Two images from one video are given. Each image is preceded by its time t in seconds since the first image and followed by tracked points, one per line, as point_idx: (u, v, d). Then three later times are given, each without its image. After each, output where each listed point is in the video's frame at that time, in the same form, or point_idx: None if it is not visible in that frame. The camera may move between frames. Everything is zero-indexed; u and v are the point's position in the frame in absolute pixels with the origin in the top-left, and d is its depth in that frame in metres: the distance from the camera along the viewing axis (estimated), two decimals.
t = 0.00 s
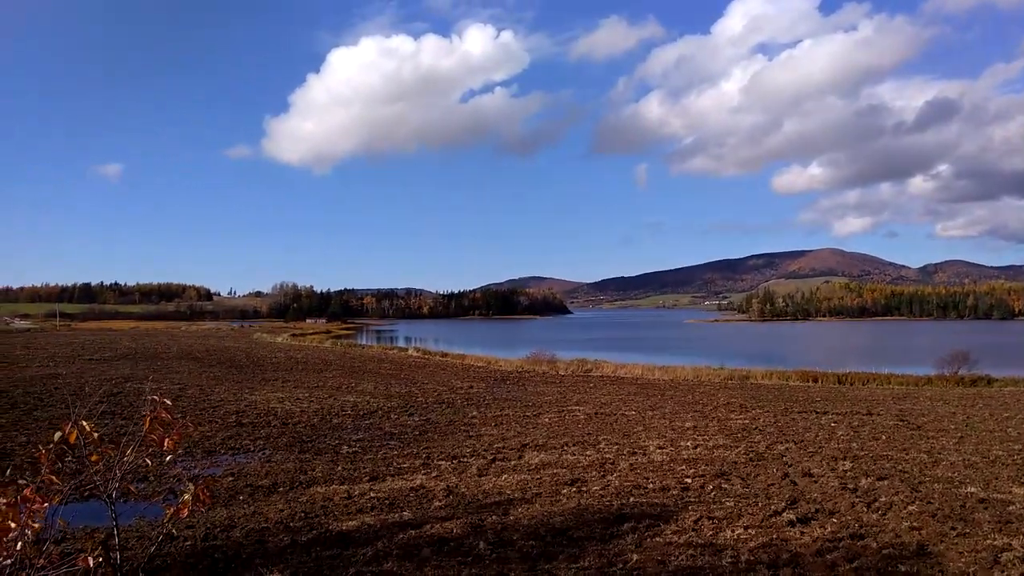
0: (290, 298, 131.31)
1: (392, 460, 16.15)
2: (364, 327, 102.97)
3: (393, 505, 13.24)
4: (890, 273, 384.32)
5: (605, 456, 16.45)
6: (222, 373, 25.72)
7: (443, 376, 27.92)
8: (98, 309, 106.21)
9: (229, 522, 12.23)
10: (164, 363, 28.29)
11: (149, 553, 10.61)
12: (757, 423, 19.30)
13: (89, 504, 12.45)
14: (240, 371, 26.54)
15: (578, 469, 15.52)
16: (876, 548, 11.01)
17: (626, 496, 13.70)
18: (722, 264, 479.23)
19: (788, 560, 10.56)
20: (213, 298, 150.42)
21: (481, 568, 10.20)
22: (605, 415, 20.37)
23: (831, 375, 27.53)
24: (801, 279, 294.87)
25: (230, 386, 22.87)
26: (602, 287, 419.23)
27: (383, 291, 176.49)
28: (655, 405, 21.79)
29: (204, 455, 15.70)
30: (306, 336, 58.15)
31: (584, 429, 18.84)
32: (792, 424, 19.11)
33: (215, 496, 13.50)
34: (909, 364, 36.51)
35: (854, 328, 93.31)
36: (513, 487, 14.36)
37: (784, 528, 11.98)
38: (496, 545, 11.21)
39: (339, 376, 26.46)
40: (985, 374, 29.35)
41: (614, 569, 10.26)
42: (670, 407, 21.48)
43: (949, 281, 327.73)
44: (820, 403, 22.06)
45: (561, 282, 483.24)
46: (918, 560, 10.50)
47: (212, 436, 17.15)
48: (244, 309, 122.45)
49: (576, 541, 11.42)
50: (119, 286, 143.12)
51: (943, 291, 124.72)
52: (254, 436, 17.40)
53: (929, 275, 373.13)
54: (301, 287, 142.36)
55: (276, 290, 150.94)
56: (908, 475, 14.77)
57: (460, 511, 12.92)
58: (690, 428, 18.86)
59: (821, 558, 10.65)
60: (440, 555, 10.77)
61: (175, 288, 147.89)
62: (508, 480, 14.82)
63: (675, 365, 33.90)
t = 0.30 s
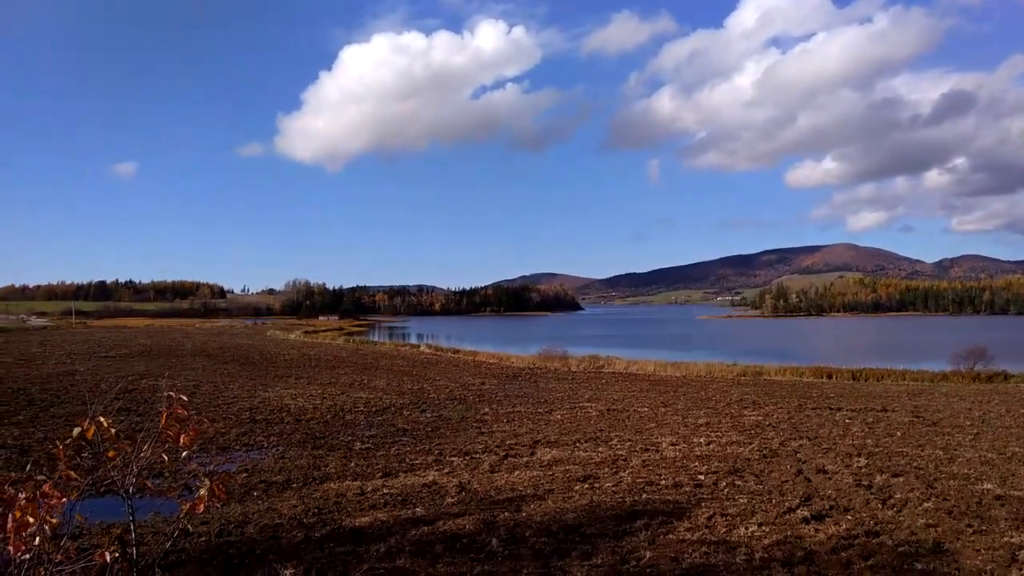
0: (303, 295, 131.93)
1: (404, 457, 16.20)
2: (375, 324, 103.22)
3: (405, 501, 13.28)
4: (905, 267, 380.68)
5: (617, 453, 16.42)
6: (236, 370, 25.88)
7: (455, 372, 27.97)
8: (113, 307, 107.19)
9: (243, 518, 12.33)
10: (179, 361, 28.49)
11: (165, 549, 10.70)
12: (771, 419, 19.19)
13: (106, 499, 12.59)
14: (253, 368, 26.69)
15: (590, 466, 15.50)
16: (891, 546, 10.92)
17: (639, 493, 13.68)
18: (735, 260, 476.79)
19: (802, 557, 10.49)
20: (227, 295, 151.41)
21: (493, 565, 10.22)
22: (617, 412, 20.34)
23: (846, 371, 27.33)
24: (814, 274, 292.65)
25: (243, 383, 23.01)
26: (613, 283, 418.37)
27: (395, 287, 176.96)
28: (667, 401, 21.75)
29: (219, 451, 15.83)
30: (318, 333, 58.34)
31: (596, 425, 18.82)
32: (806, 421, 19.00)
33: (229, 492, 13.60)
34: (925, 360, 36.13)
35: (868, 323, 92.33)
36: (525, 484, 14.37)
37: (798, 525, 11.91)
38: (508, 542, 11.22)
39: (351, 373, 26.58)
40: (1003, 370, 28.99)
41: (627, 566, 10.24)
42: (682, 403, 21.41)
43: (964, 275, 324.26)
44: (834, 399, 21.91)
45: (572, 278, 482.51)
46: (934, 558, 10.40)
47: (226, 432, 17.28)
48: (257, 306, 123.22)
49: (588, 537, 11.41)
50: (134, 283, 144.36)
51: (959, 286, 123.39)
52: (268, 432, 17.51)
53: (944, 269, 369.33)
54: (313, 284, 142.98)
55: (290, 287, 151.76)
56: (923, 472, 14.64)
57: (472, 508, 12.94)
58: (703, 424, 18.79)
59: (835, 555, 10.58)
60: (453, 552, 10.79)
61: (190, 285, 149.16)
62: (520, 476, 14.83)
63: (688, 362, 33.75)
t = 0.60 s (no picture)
0: (315, 296, 132.41)
1: (416, 456, 16.25)
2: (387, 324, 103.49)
3: (417, 501, 13.32)
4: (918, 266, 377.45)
5: (629, 453, 16.39)
6: (248, 371, 26.02)
7: (467, 373, 28.00)
8: (127, 308, 108.03)
9: (256, 517, 12.40)
10: (192, 361, 28.67)
11: (179, 548, 10.77)
12: (783, 419, 19.09)
13: (121, 499, 12.68)
14: (266, 368, 26.83)
15: (601, 466, 15.48)
16: (905, 546, 10.84)
17: (651, 493, 13.65)
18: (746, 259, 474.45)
19: (815, 558, 10.43)
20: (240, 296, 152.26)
21: (506, 565, 10.23)
22: (628, 412, 20.31)
23: (859, 371, 27.14)
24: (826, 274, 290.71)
25: (256, 383, 23.13)
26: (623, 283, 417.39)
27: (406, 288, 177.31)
28: (679, 401, 21.70)
29: (232, 451, 15.93)
30: (330, 334, 58.53)
31: (607, 425, 18.79)
32: (819, 421, 18.89)
33: (243, 491, 13.69)
34: (940, 359, 35.76)
35: (883, 322, 91.46)
36: (537, 483, 14.37)
37: (811, 526, 11.84)
38: (521, 542, 11.23)
39: (362, 373, 26.67)
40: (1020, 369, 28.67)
41: (639, 566, 10.22)
42: (694, 403, 21.34)
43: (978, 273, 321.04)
44: (848, 398, 21.76)
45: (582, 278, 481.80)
46: (949, 558, 10.32)
47: (239, 432, 17.37)
48: (269, 306, 123.82)
49: (600, 537, 11.40)
50: (148, 284, 145.42)
51: (975, 284, 122.08)
52: (280, 432, 17.60)
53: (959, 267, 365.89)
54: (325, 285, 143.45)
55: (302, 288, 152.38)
56: (938, 472, 14.52)
57: (484, 507, 12.95)
58: (715, 424, 18.72)
59: (849, 556, 10.52)
60: (465, 551, 10.81)
61: (203, 286, 150.14)
62: (532, 476, 14.84)
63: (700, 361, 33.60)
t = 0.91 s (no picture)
0: (329, 293, 133.08)
1: (431, 453, 16.31)
2: (402, 321, 103.99)
3: (433, 497, 13.37)
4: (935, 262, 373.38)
5: (644, 449, 16.35)
6: (264, 368, 26.24)
7: (481, 369, 28.05)
8: (144, 306, 109.20)
9: (274, 512, 12.51)
10: (208, 358, 28.88)
11: (198, 543, 10.88)
12: (800, 416, 18.98)
13: (141, 494, 12.84)
14: (281, 365, 27.05)
15: (617, 462, 15.46)
16: (924, 543, 10.76)
17: (666, 489, 13.63)
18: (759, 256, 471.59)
19: (833, 555, 10.38)
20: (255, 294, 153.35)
21: (521, 560, 10.25)
22: (643, 408, 20.28)
23: (876, 367, 26.91)
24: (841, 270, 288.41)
25: (272, 380, 23.32)
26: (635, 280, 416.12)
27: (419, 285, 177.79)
28: (694, 397, 21.63)
29: (249, 447, 16.08)
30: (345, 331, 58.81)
31: (621, 422, 18.78)
32: (836, 417, 18.77)
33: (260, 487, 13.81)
34: (959, 355, 35.36)
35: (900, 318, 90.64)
36: (552, 480, 14.37)
37: (829, 523, 11.77)
38: (536, 538, 11.25)
39: (377, 370, 26.79)
40: None
41: (655, 562, 10.21)
42: (709, 399, 21.27)
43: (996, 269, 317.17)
44: (865, 395, 21.60)
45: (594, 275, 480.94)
46: (969, 556, 10.23)
47: (255, 429, 17.53)
48: (284, 304, 124.61)
49: (616, 533, 11.40)
50: (164, 282, 146.67)
51: (994, 280, 120.52)
52: (297, 429, 17.72)
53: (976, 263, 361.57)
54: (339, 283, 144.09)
55: (316, 285, 153.19)
56: (957, 469, 14.38)
57: (499, 504, 12.99)
58: (731, 421, 18.65)
59: (867, 552, 10.46)
60: (481, 547, 10.85)
61: (218, 284, 151.40)
62: (547, 473, 14.84)
63: (715, 357, 33.44)
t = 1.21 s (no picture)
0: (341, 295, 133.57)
1: (442, 454, 16.33)
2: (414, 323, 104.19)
3: (444, 498, 13.38)
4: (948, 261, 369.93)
5: (656, 451, 16.30)
6: (276, 369, 26.38)
7: (492, 371, 28.07)
8: (158, 308, 110.01)
9: (286, 514, 12.56)
10: (222, 360, 29.04)
11: (212, 544, 10.94)
12: (813, 417, 18.86)
13: (155, 495, 12.94)
14: (293, 367, 27.20)
15: (628, 464, 15.41)
16: (939, 546, 10.65)
17: (679, 491, 13.57)
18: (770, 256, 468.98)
19: (847, 557, 10.30)
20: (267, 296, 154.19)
21: (533, 562, 10.24)
22: (655, 410, 20.21)
23: (890, 368, 26.69)
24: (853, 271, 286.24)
25: (283, 382, 23.43)
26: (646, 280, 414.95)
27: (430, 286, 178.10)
28: (706, 399, 21.52)
29: (262, 449, 16.16)
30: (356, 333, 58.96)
31: (633, 423, 18.73)
32: (850, 419, 18.62)
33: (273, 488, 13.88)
34: (974, 356, 35.01)
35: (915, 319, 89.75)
36: (563, 482, 14.34)
37: (843, 525, 11.69)
38: (548, 540, 11.23)
39: (389, 371, 26.86)
40: None
41: (667, 564, 10.18)
42: (721, 401, 21.17)
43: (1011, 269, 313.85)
44: (879, 396, 21.43)
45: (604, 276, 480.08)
46: (986, 558, 10.12)
47: (268, 430, 17.62)
48: (296, 306, 125.17)
49: (628, 535, 11.36)
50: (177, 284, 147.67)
51: (1010, 280, 119.20)
52: (309, 430, 17.80)
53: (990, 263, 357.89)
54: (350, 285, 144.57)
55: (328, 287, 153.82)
56: (973, 470, 14.24)
57: (511, 505, 12.97)
58: (743, 422, 18.56)
59: (882, 555, 10.37)
60: (492, 549, 10.85)
61: (231, 286, 152.34)
62: (559, 474, 14.82)
63: (727, 358, 33.27)
